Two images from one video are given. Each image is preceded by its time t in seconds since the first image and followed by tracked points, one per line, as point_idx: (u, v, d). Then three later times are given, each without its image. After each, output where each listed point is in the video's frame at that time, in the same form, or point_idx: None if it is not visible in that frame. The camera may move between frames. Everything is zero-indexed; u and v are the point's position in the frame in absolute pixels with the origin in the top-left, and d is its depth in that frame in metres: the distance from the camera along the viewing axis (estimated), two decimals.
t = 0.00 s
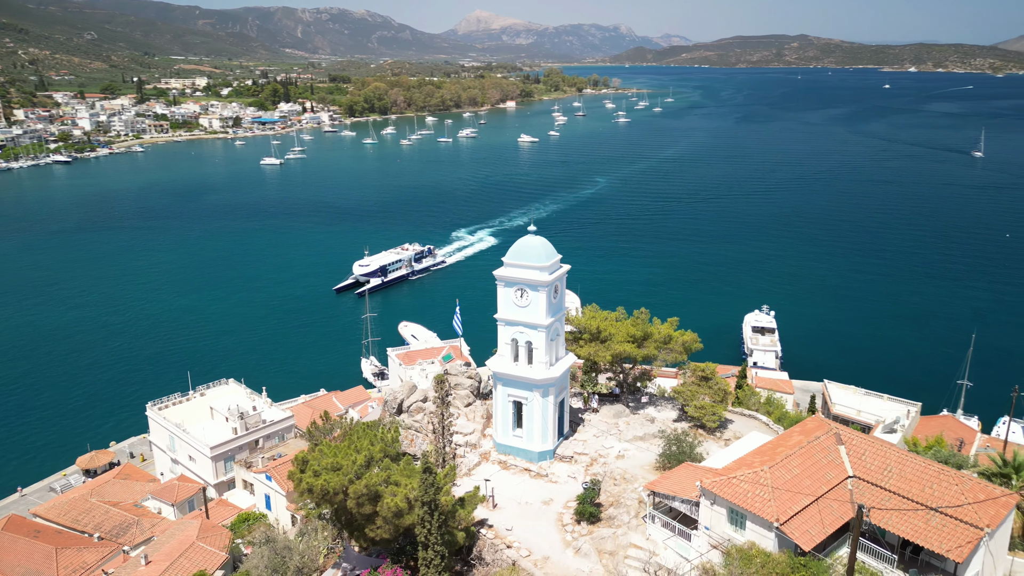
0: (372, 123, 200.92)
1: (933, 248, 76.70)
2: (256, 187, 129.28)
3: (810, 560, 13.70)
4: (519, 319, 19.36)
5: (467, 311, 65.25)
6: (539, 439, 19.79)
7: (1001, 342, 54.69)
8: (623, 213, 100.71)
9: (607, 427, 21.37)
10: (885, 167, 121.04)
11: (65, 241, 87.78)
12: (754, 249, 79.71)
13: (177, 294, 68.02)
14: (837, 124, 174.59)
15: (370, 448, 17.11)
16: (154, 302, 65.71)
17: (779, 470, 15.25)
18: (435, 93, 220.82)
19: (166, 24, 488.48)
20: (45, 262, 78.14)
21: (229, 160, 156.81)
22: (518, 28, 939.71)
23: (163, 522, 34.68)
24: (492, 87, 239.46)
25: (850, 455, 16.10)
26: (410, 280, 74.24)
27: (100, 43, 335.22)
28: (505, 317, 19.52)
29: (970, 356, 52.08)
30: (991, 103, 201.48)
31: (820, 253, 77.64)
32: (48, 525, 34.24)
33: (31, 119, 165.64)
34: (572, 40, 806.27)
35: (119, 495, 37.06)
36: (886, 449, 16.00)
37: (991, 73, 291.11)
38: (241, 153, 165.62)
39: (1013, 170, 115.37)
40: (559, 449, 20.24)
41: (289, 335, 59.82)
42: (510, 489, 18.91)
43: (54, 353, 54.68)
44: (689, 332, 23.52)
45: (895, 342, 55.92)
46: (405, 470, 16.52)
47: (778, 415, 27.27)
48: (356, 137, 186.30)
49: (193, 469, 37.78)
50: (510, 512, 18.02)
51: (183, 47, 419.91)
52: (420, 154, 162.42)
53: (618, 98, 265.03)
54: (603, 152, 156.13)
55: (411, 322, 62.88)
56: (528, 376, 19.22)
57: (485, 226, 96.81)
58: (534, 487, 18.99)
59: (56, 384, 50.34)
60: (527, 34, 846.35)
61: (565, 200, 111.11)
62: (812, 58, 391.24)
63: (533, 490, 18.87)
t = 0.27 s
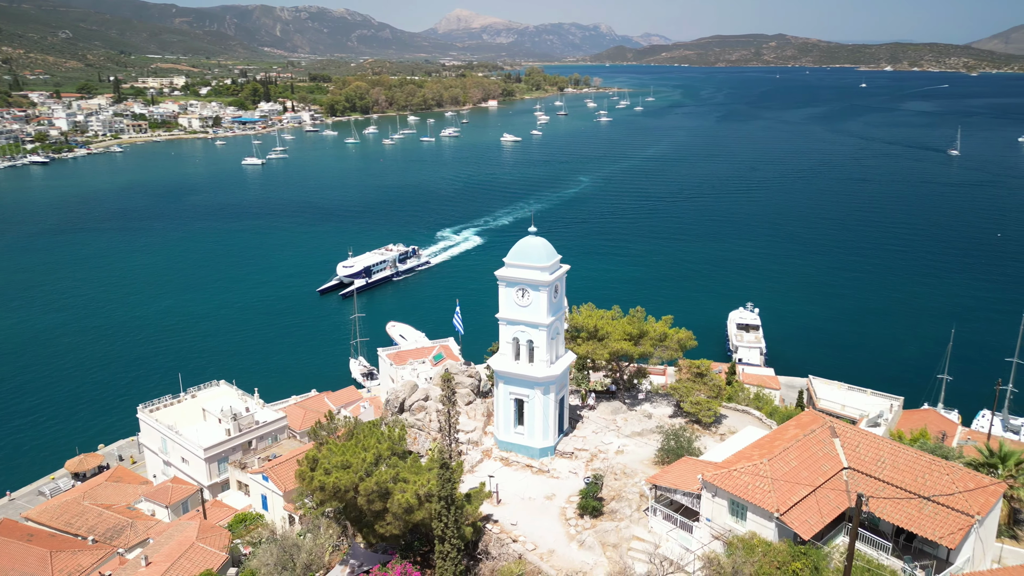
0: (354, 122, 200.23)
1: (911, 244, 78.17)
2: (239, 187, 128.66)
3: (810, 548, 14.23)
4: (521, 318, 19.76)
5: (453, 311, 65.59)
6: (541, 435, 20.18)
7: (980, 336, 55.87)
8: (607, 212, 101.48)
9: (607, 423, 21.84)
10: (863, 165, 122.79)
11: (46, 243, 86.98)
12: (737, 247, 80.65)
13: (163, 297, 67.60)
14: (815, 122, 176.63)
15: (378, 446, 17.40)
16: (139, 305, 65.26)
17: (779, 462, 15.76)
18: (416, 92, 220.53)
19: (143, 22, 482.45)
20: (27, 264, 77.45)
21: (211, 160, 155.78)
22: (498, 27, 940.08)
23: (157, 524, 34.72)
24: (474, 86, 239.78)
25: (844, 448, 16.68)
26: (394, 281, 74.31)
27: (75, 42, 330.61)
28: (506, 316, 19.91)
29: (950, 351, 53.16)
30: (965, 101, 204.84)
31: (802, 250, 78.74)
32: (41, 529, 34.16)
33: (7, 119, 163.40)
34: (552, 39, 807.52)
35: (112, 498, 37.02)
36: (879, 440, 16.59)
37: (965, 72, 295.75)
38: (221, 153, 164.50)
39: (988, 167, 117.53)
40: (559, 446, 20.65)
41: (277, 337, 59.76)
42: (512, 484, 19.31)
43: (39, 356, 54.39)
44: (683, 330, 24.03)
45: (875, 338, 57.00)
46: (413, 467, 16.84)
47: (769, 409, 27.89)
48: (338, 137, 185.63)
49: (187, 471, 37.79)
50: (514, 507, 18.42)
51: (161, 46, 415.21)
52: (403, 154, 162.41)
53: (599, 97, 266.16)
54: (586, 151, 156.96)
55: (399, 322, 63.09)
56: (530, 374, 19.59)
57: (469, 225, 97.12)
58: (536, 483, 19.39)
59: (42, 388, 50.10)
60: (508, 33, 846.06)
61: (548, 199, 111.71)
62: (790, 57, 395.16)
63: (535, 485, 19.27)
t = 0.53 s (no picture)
0: (335, 122, 199.27)
1: (890, 242, 79.59)
2: (221, 187, 127.82)
3: (809, 537, 14.75)
4: (522, 317, 20.14)
5: (441, 311, 65.85)
6: (541, 432, 20.59)
7: (960, 332, 56.99)
8: (592, 210, 102.16)
9: (605, 419, 22.28)
10: (843, 164, 124.41)
11: (26, 245, 85.99)
12: (720, 245, 81.49)
13: (148, 299, 67.13)
14: (794, 121, 178.63)
15: (385, 444, 17.71)
16: (124, 308, 64.69)
17: (777, 455, 16.27)
18: (398, 91, 219.97)
19: (119, 20, 475.87)
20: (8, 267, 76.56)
21: (191, 160, 154.51)
22: (479, 26, 938.79)
23: (152, 526, 34.66)
24: (456, 85, 239.70)
25: (839, 440, 17.21)
26: (379, 282, 74.32)
27: (49, 40, 325.61)
28: (508, 315, 20.30)
29: (931, 347, 54.25)
30: (941, 100, 208.10)
31: (785, 248, 79.73)
32: (34, 532, 34.01)
33: None
34: (533, 38, 808.11)
35: (105, 500, 36.88)
36: (872, 433, 17.17)
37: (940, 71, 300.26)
38: (202, 153, 163.16)
39: (963, 165, 119.63)
40: (559, 442, 21.07)
41: (265, 339, 59.57)
42: (515, 480, 19.71)
43: (24, 361, 53.95)
44: (678, 328, 24.56)
45: (857, 334, 58.05)
46: (420, 464, 17.19)
47: (760, 404, 28.49)
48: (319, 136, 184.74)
49: (180, 473, 37.76)
50: (518, 503, 18.81)
51: (137, 45, 410.00)
52: (386, 153, 162.12)
53: (580, 96, 267.00)
54: (569, 150, 157.67)
55: (387, 322, 63.21)
56: (531, 372, 19.97)
57: (455, 225, 97.35)
58: (538, 478, 19.80)
59: (28, 393, 49.75)
60: (488, 32, 845.12)
61: (533, 199, 112.19)
62: (769, 56, 398.64)
63: (537, 481, 19.67)
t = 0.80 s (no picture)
0: (317, 121, 198.32)
1: (871, 239, 80.89)
2: (204, 187, 126.94)
3: (808, 527, 15.28)
4: (523, 317, 20.53)
5: (429, 311, 66.14)
6: (543, 429, 20.99)
7: (941, 327, 58.17)
8: (577, 209, 102.77)
9: (603, 416, 22.75)
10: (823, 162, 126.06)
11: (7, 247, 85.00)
12: (705, 244, 82.33)
13: (133, 301, 66.70)
14: (774, 120, 180.52)
15: (392, 442, 18.04)
16: (110, 311, 64.19)
17: (775, 449, 16.80)
18: (380, 90, 219.38)
19: (95, 19, 469.52)
20: None
21: (172, 160, 153.16)
22: (460, 24, 937.20)
23: (147, 528, 34.63)
24: (438, 84, 239.54)
25: (833, 433, 17.77)
26: (364, 283, 74.30)
27: (24, 40, 320.69)
28: (510, 315, 20.65)
29: (912, 342, 55.32)
30: (917, 99, 211.32)
31: (769, 245, 80.80)
32: (27, 536, 33.87)
33: None
34: (513, 37, 808.43)
35: (98, 503, 36.83)
36: (865, 426, 17.75)
37: (915, 70, 304.76)
38: (182, 153, 161.79)
39: (941, 163, 121.71)
40: (559, 438, 21.49)
41: (254, 342, 59.52)
42: (518, 476, 20.10)
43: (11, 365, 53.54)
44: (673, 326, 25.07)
45: (841, 330, 59.07)
46: (427, 461, 17.53)
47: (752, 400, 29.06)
48: (302, 136, 183.75)
49: (174, 474, 37.73)
50: (522, 498, 19.21)
51: (114, 44, 404.87)
52: (369, 153, 161.77)
53: (562, 95, 267.75)
54: (552, 149, 158.26)
55: (376, 323, 63.36)
56: (533, 370, 20.37)
57: (440, 224, 97.51)
58: (541, 474, 20.20)
59: (15, 398, 49.41)
60: (469, 30, 843.59)
61: (518, 198, 112.62)
62: (748, 56, 402.11)
63: (539, 477, 20.07)
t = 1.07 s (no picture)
0: (299, 120, 197.54)
1: (852, 237, 82.14)
2: (186, 188, 126.05)
3: (807, 517, 15.82)
4: (524, 317, 20.92)
5: (417, 311, 66.40)
6: (543, 426, 21.40)
7: (921, 322, 59.38)
8: (562, 209, 103.34)
9: (601, 413, 23.19)
10: (803, 161, 127.75)
11: None
12: (689, 242, 83.26)
13: (119, 304, 66.29)
14: (754, 119, 182.32)
15: (399, 441, 18.38)
16: (95, 314, 63.78)
17: (773, 442, 17.34)
18: (362, 90, 218.75)
19: (70, 18, 463.05)
20: None
21: (153, 161, 151.82)
22: (441, 24, 935.60)
23: (141, 530, 34.70)
24: (420, 84, 239.31)
25: (828, 427, 18.32)
26: (348, 285, 73.95)
27: None
28: (511, 315, 21.04)
29: (894, 338, 56.38)
30: (893, 98, 214.44)
31: (752, 243, 81.87)
32: (20, 540, 33.72)
33: None
34: (494, 36, 808.48)
35: (91, 506, 36.74)
36: (859, 419, 18.33)
37: (892, 69, 309.12)
38: (162, 153, 160.42)
39: (918, 162, 123.88)
40: (560, 435, 21.91)
41: (243, 344, 59.49)
42: (521, 472, 20.50)
43: None
44: (668, 325, 25.60)
45: (824, 326, 60.03)
46: (434, 458, 17.88)
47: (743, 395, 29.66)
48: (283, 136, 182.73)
49: (167, 476, 37.72)
50: (526, 494, 19.59)
51: (90, 43, 399.75)
52: (352, 152, 161.40)
53: (544, 95, 268.43)
54: (535, 148, 158.77)
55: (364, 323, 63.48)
56: (534, 369, 20.76)
57: (426, 224, 97.62)
58: (543, 470, 20.59)
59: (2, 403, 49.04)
60: (449, 29, 842.11)
61: (503, 198, 113.02)
62: (727, 56, 405.31)
63: (541, 473, 20.48)
